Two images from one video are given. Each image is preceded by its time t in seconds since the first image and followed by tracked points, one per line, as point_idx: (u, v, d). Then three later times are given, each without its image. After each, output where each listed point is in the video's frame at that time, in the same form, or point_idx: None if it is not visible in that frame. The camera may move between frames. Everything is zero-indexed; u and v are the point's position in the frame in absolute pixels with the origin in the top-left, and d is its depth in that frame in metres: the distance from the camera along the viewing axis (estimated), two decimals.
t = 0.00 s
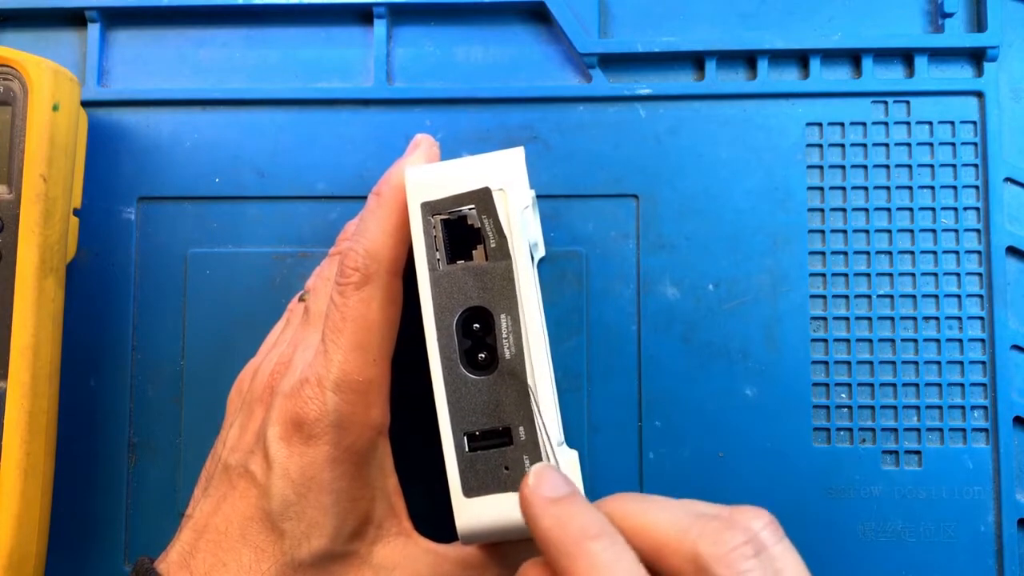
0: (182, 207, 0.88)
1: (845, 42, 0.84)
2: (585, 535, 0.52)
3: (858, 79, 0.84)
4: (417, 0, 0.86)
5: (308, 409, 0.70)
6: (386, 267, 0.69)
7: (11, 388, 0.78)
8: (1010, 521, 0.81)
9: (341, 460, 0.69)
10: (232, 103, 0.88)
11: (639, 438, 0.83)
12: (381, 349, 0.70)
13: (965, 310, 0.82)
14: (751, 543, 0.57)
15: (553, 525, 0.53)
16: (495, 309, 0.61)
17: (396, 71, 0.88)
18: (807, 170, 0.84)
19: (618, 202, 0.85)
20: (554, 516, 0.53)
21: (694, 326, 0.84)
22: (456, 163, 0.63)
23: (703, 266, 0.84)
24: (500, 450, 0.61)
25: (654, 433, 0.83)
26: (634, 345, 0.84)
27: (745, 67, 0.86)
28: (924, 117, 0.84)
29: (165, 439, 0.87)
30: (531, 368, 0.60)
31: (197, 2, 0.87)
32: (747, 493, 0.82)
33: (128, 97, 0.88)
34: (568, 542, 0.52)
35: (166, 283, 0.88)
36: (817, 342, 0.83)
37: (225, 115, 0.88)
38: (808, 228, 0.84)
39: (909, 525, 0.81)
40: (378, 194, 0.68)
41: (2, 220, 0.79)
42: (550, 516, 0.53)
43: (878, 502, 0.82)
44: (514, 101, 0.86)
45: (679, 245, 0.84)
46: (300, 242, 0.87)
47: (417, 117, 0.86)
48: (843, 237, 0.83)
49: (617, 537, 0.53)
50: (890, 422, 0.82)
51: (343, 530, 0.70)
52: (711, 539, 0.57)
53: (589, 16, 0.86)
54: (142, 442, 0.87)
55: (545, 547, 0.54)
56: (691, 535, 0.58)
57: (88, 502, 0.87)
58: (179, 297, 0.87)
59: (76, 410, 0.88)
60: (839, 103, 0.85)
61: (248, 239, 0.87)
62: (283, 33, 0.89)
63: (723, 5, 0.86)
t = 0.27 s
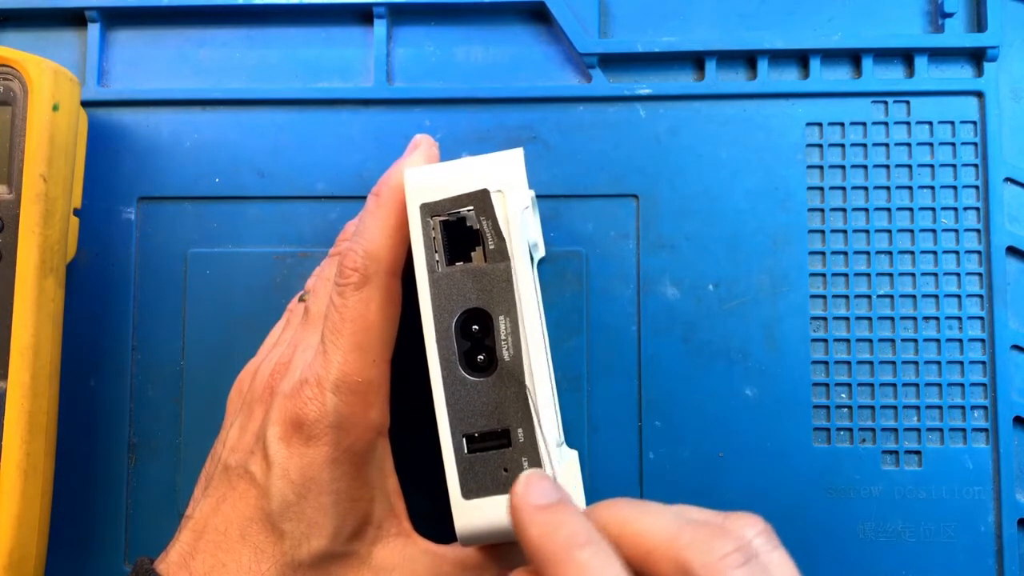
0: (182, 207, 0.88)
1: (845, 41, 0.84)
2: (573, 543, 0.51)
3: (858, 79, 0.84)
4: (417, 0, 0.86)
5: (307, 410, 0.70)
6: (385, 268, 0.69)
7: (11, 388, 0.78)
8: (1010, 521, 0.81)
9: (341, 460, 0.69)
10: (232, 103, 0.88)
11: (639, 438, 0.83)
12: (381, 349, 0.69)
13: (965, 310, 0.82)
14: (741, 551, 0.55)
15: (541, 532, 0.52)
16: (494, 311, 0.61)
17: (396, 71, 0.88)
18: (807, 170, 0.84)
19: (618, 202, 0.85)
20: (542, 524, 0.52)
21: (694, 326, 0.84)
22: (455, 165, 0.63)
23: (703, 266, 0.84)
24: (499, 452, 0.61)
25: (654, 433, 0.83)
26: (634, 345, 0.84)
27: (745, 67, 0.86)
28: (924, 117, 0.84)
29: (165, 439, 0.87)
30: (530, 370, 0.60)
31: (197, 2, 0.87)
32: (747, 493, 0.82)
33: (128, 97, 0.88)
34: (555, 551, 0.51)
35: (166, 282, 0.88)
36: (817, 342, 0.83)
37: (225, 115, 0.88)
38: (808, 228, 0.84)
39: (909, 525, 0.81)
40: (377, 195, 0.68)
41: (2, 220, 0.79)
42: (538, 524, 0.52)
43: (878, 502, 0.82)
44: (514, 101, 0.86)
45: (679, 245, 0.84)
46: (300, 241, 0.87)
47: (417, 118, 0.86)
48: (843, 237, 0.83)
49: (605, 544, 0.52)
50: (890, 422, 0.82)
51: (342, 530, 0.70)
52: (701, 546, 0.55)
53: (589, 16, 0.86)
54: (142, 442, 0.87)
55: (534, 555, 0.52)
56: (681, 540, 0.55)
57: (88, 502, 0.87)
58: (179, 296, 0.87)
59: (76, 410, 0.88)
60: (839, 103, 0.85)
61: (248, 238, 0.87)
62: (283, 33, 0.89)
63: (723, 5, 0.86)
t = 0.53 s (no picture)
0: (182, 207, 0.88)
1: (845, 42, 0.84)
2: (593, 541, 0.53)
3: (858, 79, 0.84)
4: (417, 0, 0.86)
5: (308, 411, 0.69)
6: (386, 269, 0.69)
7: (11, 388, 0.78)
8: (1010, 521, 0.81)
9: (342, 461, 0.69)
10: (232, 103, 0.88)
11: (639, 438, 0.83)
12: (381, 351, 0.69)
13: (965, 310, 0.82)
14: (757, 550, 0.58)
15: (562, 531, 0.53)
16: (497, 314, 0.61)
17: (396, 71, 0.88)
18: (807, 170, 0.84)
19: (618, 202, 0.85)
20: (562, 523, 0.53)
21: (694, 326, 0.84)
22: (458, 167, 0.63)
23: (703, 266, 0.84)
24: (501, 455, 0.61)
25: (654, 433, 0.83)
26: (634, 345, 0.84)
27: (745, 67, 0.86)
28: (924, 117, 0.84)
29: (165, 439, 0.87)
30: (534, 373, 0.60)
31: (197, 2, 0.87)
32: (747, 493, 0.82)
33: (128, 97, 0.88)
34: (576, 549, 0.52)
35: (166, 282, 0.88)
36: (817, 342, 0.83)
37: (225, 115, 0.88)
38: (808, 228, 0.84)
39: (909, 525, 0.81)
40: (378, 196, 0.69)
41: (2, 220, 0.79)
42: (558, 522, 0.53)
43: (878, 502, 0.82)
44: (514, 101, 0.86)
45: (679, 245, 0.84)
46: (300, 241, 0.87)
47: (417, 118, 0.86)
48: (843, 237, 0.83)
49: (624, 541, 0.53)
50: (890, 422, 0.82)
51: (343, 531, 0.70)
52: (719, 546, 0.58)
53: (589, 16, 0.86)
54: (142, 442, 0.87)
55: (552, 553, 0.54)
56: (698, 542, 0.58)
57: (88, 502, 0.87)
58: (179, 296, 0.87)
59: (76, 410, 0.88)
60: (839, 103, 0.85)
61: (248, 238, 0.87)
62: (283, 33, 0.89)
63: (723, 5, 0.86)
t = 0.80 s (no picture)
0: (182, 207, 0.88)
1: (845, 42, 0.84)
2: (571, 552, 0.53)
3: (858, 79, 0.84)
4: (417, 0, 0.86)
5: (308, 411, 0.69)
6: (386, 269, 0.69)
7: (11, 388, 0.78)
8: (1010, 521, 0.81)
9: (342, 461, 0.69)
10: (232, 103, 0.88)
11: (639, 438, 0.83)
12: (381, 350, 0.69)
13: (965, 310, 0.82)
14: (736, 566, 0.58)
15: (539, 541, 0.53)
16: (497, 313, 0.61)
17: (396, 71, 0.88)
18: (807, 170, 0.84)
19: (618, 202, 0.85)
20: (541, 532, 0.53)
21: (694, 326, 0.84)
22: (458, 167, 0.63)
23: (703, 266, 0.84)
24: (501, 454, 0.61)
25: (654, 433, 0.83)
26: (634, 345, 0.84)
27: (745, 67, 0.86)
28: (924, 117, 0.84)
29: (165, 439, 0.87)
30: (533, 372, 0.60)
31: (197, 2, 0.87)
32: (747, 493, 0.82)
33: (128, 97, 0.88)
34: (553, 559, 0.52)
35: (166, 282, 0.88)
36: (817, 342, 0.83)
37: (225, 115, 0.88)
38: (808, 228, 0.84)
39: (909, 525, 0.81)
40: (378, 196, 0.69)
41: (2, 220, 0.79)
42: (537, 532, 0.53)
43: (878, 502, 0.82)
44: (514, 101, 0.86)
45: (679, 245, 0.84)
46: (300, 242, 0.87)
47: (417, 118, 0.86)
48: (843, 237, 0.83)
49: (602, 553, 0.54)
50: (890, 422, 0.82)
51: (344, 530, 0.70)
52: (695, 563, 0.57)
53: (589, 16, 0.86)
54: (142, 442, 0.87)
55: (529, 560, 0.54)
56: (676, 557, 0.57)
57: (88, 502, 0.87)
58: (179, 296, 0.87)
59: (76, 410, 0.88)
60: (840, 103, 0.85)
61: (248, 238, 0.87)
62: (283, 33, 0.89)
63: (723, 5, 0.86)
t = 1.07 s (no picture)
0: (182, 207, 0.88)
1: (845, 41, 0.84)
2: (585, 554, 0.54)
3: (858, 79, 0.84)
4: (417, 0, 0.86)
5: (308, 413, 0.69)
6: (385, 271, 0.69)
7: (11, 388, 0.78)
8: (1010, 521, 0.81)
9: (342, 463, 0.69)
10: (232, 103, 0.88)
11: (639, 438, 0.83)
12: (381, 353, 0.69)
13: (965, 310, 0.82)
14: (751, 568, 0.57)
15: (553, 543, 0.54)
16: (497, 317, 0.61)
17: (396, 71, 0.88)
18: (807, 170, 0.84)
19: (618, 202, 0.85)
20: (555, 535, 0.54)
21: (694, 325, 0.84)
22: (458, 169, 0.63)
23: (703, 266, 0.84)
24: (501, 458, 0.60)
25: (654, 433, 0.83)
26: (634, 346, 0.84)
27: (745, 67, 0.86)
28: (924, 117, 0.84)
29: (165, 439, 0.87)
30: (533, 376, 0.60)
31: (198, 2, 0.87)
32: (746, 493, 0.82)
33: (128, 97, 0.88)
34: (567, 560, 0.54)
35: (166, 282, 0.88)
36: (817, 342, 0.83)
37: (225, 115, 0.88)
38: (808, 228, 0.84)
39: (909, 525, 0.81)
40: (377, 197, 0.68)
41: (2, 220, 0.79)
42: (552, 534, 0.54)
43: (878, 502, 0.82)
44: (514, 101, 0.86)
45: (679, 245, 0.84)
46: (300, 241, 0.87)
47: (417, 118, 0.86)
48: (843, 237, 0.83)
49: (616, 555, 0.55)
50: (890, 422, 0.82)
51: (344, 531, 0.70)
52: (711, 565, 0.58)
53: (589, 16, 0.86)
54: (142, 442, 0.87)
55: (543, 561, 0.55)
56: (690, 560, 0.58)
57: (88, 502, 0.87)
58: (179, 296, 0.87)
59: (76, 410, 0.88)
60: (840, 103, 0.84)
61: (248, 238, 0.87)
62: (283, 33, 0.89)
63: (723, 5, 0.86)
